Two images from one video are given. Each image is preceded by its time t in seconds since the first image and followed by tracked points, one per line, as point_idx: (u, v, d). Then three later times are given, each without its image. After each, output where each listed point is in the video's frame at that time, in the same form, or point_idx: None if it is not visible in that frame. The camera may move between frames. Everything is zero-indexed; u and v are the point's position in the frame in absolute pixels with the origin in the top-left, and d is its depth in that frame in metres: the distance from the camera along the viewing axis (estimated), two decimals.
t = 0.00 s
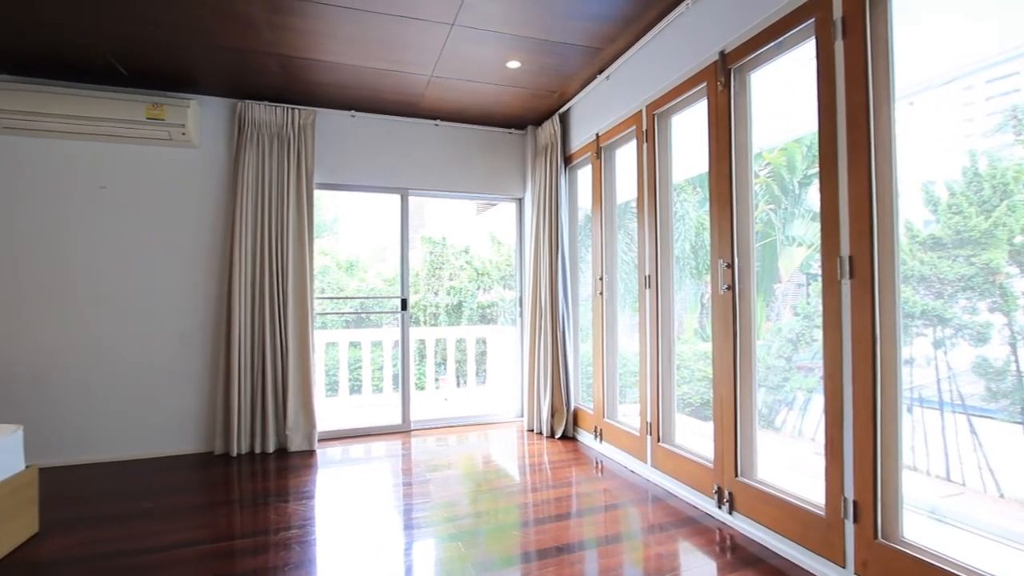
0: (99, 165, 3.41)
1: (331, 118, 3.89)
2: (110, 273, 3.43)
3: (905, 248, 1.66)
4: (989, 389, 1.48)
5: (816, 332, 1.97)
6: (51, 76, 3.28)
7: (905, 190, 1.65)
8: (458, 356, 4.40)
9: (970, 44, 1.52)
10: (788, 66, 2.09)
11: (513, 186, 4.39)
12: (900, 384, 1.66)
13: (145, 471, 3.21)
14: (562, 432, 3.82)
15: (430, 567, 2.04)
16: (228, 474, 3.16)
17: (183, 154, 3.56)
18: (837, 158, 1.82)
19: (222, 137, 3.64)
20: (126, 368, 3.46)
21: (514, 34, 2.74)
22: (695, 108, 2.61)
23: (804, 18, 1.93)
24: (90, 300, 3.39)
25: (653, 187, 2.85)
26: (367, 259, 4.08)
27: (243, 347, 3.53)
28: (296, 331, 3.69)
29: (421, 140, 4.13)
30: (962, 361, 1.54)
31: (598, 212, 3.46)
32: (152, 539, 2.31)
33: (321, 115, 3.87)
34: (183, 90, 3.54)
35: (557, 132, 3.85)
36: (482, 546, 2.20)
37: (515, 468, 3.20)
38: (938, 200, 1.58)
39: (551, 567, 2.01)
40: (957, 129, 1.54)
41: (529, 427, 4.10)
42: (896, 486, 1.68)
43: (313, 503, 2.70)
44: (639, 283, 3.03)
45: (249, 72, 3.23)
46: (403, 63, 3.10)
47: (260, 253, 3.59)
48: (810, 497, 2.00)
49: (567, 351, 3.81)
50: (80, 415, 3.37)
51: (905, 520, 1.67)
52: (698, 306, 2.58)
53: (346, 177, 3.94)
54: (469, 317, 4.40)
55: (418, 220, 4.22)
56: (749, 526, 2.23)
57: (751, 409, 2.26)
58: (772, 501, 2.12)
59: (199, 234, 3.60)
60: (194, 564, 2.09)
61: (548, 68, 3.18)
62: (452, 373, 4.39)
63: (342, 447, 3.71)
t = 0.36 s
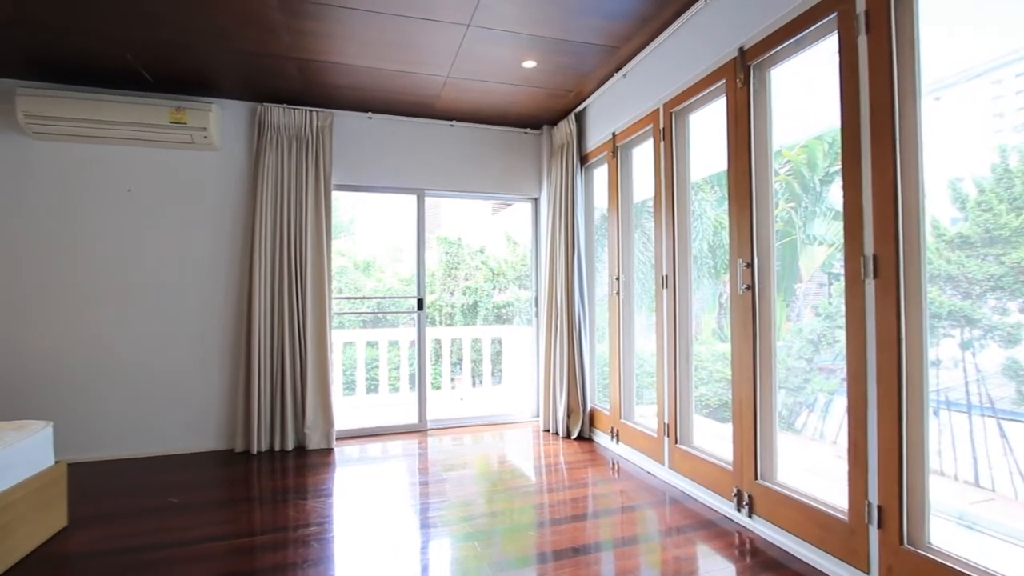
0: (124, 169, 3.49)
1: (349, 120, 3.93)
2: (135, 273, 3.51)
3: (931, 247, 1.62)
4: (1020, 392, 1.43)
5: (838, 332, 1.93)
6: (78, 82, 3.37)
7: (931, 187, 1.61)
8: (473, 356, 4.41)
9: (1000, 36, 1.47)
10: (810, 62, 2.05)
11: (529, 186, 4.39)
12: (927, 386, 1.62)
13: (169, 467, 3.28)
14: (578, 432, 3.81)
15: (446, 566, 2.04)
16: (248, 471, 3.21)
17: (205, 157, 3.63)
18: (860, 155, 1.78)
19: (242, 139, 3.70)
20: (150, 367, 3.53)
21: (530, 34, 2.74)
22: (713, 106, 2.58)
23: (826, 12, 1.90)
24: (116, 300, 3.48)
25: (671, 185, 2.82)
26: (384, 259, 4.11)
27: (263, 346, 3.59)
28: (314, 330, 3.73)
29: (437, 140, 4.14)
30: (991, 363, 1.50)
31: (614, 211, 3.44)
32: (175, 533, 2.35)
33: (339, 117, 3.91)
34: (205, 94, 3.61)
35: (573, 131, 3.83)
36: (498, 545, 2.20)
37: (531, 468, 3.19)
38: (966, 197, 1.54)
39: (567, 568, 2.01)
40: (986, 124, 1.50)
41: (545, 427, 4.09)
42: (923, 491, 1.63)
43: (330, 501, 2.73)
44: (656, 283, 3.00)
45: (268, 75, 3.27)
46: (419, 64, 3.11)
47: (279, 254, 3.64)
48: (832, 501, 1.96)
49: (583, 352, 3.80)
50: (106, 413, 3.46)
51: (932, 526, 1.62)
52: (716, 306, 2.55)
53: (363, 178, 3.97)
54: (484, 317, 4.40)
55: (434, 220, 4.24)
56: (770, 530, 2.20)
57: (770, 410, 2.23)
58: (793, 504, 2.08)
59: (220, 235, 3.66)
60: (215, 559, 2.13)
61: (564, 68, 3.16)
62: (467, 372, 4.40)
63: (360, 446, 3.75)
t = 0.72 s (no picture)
0: (147, 171, 3.56)
1: (365, 122, 3.96)
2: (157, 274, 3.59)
3: (958, 245, 1.57)
4: None
5: (859, 333, 1.89)
6: (103, 87, 3.45)
7: (958, 184, 1.57)
8: (488, 356, 4.42)
9: None
10: (831, 57, 2.01)
11: (544, 186, 4.38)
12: (953, 388, 1.58)
13: (190, 463, 3.34)
14: (593, 433, 3.79)
15: (461, 566, 2.05)
16: (267, 468, 3.25)
17: (224, 159, 3.69)
18: (884, 152, 1.74)
19: (261, 142, 3.76)
20: (172, 366, 3.60)
21: (545, 33, 2.73)
22: (731, 103, 2.55)
23: (848, 6, 1.86)
24: (139, 301, 3.56)
25: (688, 184, 2.79)
26: (399, 259, 4.14)
27: (281, 346, 3.63)
28: (331, 330, 3.77)
29: (452, 141, 4.16)
30: (1021, 364, 1.45)
31: (630, 211, 3.41)
32: (195, 529, 2.39)
33: (355, 119, 3.94)
34: (224, 98, 3.67)
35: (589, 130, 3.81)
36: (514, 545, 2.20)
37: (546, 468, 3.19)
38: (994, 193, 1.49)
39: (582, 569, 2.00)
40: (1016, 119, 1.45)
41: (560, 428, 4.08)
42: (949, 496, 1.59)
43: (347, 499, 2.76)
44: (673, 282, 2.98)
45: (286, 78, 3.31)
46: (434, 65, 3.13)
47: (297, 254, 3.69)
48: (854, 505, 1.92)
49: (598, 352, 3.78)
50: (130, 410, 3.54)
51: (959, 533, 1.58)
52: (734, 306, 2.52)
53: (379, 179, 4.00)
54: (499, 317, 4.41)
55: (449, 220, 4.26)
56: (789, 534, 2.16)
57: (789, 412, 2.19)
58: (813, 508, 2.04)
59: (239, 236, 3.72)
60: (234, 555, 2.16)
61: (579, 67, 3.15)
62: (482, 372, 4.41)
63: (375, 444, 3.78)
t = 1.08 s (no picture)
0: (169, 174, 3.64)
1: (381, 123, 4.00)
2: (179, 274, 3.66)
3: (986, 243, 1.53)
4: None
5: (882, 334, 1.85)
6: (128, 92, 3.53)
7: (986, 180, 1.52)
8: (504, 355, 4.42)
9: None
10: (853, 52, 1.97)
11: (559, 185, 4.37)
12: (981, 391, 1.54)
13: (211, 460, 3.40)
14: (609, 434, 3.77)
15: (476, 565, 2.05)
16: (285, 466, 3.30)
17: (244, 161, 3.75)
18: (909, 149, 1.70)
19: (280, 144, 3.81)
20: (193, 365, 3.67)
21: (560, 33, 2.72)
22: (750, 100, 2.51)
23: None
24: (162, 300, 3.63)
25: (705, 183, 2.76)
26: (415, 259, 4.16)
27: (299, 345, 3.68)
28: (348, 329, 3.81)
29: (467, 141, 4.17)
30: None
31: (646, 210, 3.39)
32: (216, 525, 2.44)
33: (371, 120, 3.98)
34: (244, 101, 3.72)
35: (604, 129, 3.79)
36: (529, 545, 2.20)
37: (561, 469, 3.18)
38: None
39: (598, 570, 1.99)
40: None
41: (576, 428, 4.07)
42: (978, 502, 1.55)
43: (364, 496, 2.78)
44: (690, 282, 2.94)
45: (304, 81, 3.36)
46: (450, 66, 3.14)
47: (315, 254, 3.73)
48: (878, 509, 1.88)
49: (614, 353, 3.76)
50: (153, 407, 3.62)
51: (987, 540, 1.53)
52: (752, 306, 2.49)
53: (395, 180, 4.03)
54: (515, 317, 4.41)
55: (464, 220, 4.27)
56: (810, 538, 2.12)
57: (810, 414, 2.15)
58: (835, 512, 2.01)
59: (259, 236, 3.77)
60: (254, 551, 2.19)
61: (595, 65, 3.14)
62: (498, 372, 4.41)
63: (391, 443, 3.81)
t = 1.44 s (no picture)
0: (193, 177, 3.71)
1: (399, 124, 4.03)
2: (203, 274, 3.73)
3: (1022, 241, 1.47)
4: None
5: (910, 335, 1.80)
6: (154, 97, 3.61)
7: (1021, 176, 1.47)
8: (521, 355, 4.42)
9: None
10: (880, 46, 1.92)
11: (576, 185, 4.35)
12: (1016, 394, 1.48)
13: (233, 457, 3.46)
14: (627, 435, 3.74)
15: (493, 565, 2.05)
16: (306, 463, 3.34)
17: (265, 163, 3.81)
18: (939, 144, 1.65)
19: (300, 146, 3.86)
20: (216, 363, 3.74)
21: (578, 31, 2.71)
22: (772, 96, 2.47)
23: None
24: (187, 301, 3.71)
25: (726, 181, 2.72)
26: (433, 259, 4.18)
27: (319, 344, 3.73)
28: (367, 329, 3.84)
29: (485, 141, 4.17)
30: None
31: (665, 209, 3.35)
32: (239, 521, 2.48)
33: (390, 121, 4.01)
34: (266, 104, 3.78)
35: (622, 128, 3.76)
36: (547, 546, 2.19)
37: (579, 469, 3.16)
38: None
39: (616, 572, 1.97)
40: None
41: (594, 429, 4.04)
42: (1012, 510, 1.49)
43: (382, 494, 2.81)
44: (710, 282, 2.90)
45: (324, 83, 3.39)
46: (468, 67, 3.15)
47: (334, 255, 3.77)
48: (906, 515, 1.83)
49: (632, 353, 3.73)
50: (179, 404, 3.70)
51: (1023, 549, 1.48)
52: (774, 306, 2.45)
53: (413, 181, 4.05)
54: (532, 317, 4.40)
55: (481, 220, 4.28)
56: (834, 543, 2.08)
57: (834, 416, 2.10)
58: (861, 517, 1.96)
59: (280, 237, 3.83)
60: (275, 547, 2.22)
61: (614, 64, 3.12)
62: (515, 372, 4.41)
63: (409, 442, 3.83)
